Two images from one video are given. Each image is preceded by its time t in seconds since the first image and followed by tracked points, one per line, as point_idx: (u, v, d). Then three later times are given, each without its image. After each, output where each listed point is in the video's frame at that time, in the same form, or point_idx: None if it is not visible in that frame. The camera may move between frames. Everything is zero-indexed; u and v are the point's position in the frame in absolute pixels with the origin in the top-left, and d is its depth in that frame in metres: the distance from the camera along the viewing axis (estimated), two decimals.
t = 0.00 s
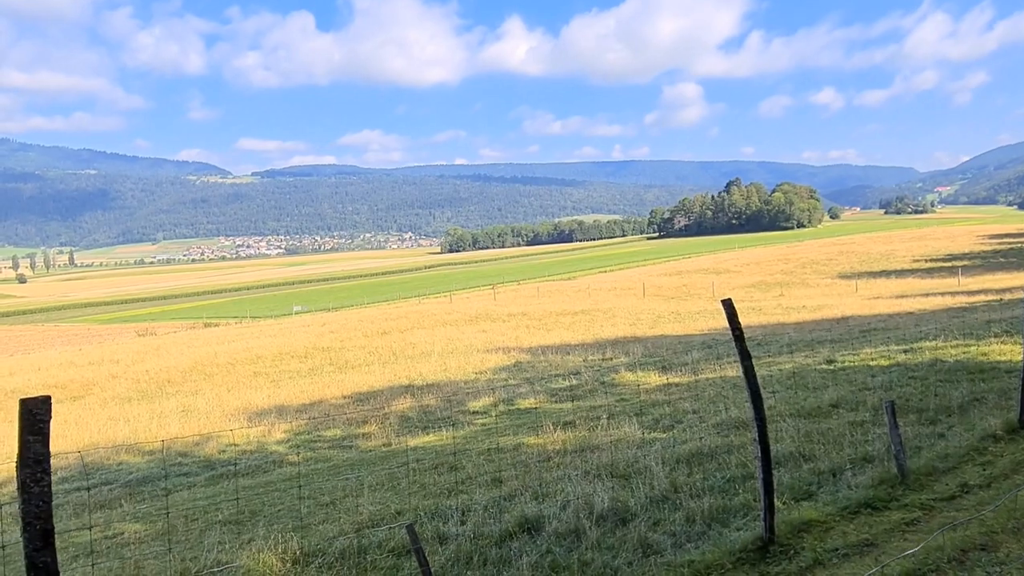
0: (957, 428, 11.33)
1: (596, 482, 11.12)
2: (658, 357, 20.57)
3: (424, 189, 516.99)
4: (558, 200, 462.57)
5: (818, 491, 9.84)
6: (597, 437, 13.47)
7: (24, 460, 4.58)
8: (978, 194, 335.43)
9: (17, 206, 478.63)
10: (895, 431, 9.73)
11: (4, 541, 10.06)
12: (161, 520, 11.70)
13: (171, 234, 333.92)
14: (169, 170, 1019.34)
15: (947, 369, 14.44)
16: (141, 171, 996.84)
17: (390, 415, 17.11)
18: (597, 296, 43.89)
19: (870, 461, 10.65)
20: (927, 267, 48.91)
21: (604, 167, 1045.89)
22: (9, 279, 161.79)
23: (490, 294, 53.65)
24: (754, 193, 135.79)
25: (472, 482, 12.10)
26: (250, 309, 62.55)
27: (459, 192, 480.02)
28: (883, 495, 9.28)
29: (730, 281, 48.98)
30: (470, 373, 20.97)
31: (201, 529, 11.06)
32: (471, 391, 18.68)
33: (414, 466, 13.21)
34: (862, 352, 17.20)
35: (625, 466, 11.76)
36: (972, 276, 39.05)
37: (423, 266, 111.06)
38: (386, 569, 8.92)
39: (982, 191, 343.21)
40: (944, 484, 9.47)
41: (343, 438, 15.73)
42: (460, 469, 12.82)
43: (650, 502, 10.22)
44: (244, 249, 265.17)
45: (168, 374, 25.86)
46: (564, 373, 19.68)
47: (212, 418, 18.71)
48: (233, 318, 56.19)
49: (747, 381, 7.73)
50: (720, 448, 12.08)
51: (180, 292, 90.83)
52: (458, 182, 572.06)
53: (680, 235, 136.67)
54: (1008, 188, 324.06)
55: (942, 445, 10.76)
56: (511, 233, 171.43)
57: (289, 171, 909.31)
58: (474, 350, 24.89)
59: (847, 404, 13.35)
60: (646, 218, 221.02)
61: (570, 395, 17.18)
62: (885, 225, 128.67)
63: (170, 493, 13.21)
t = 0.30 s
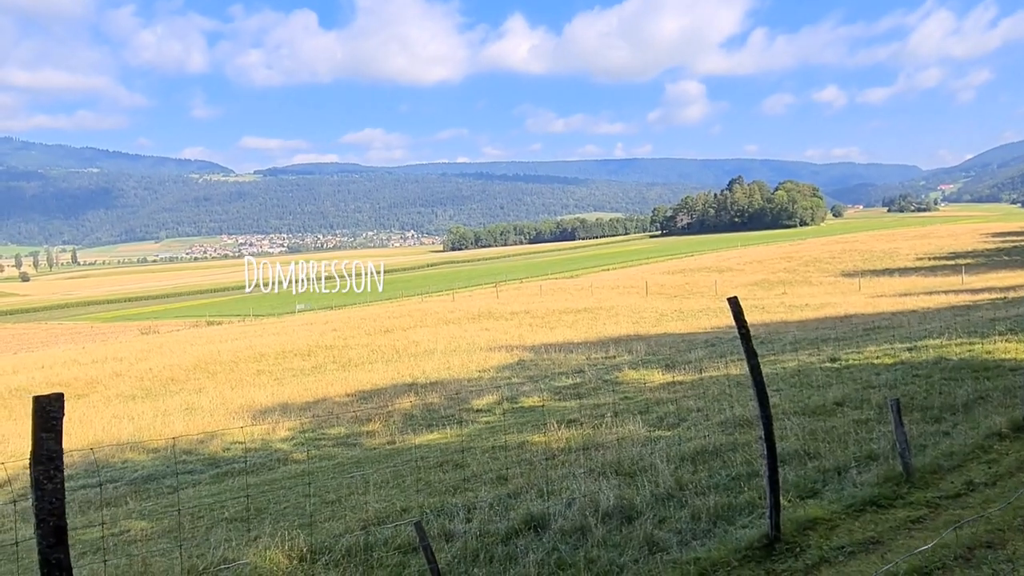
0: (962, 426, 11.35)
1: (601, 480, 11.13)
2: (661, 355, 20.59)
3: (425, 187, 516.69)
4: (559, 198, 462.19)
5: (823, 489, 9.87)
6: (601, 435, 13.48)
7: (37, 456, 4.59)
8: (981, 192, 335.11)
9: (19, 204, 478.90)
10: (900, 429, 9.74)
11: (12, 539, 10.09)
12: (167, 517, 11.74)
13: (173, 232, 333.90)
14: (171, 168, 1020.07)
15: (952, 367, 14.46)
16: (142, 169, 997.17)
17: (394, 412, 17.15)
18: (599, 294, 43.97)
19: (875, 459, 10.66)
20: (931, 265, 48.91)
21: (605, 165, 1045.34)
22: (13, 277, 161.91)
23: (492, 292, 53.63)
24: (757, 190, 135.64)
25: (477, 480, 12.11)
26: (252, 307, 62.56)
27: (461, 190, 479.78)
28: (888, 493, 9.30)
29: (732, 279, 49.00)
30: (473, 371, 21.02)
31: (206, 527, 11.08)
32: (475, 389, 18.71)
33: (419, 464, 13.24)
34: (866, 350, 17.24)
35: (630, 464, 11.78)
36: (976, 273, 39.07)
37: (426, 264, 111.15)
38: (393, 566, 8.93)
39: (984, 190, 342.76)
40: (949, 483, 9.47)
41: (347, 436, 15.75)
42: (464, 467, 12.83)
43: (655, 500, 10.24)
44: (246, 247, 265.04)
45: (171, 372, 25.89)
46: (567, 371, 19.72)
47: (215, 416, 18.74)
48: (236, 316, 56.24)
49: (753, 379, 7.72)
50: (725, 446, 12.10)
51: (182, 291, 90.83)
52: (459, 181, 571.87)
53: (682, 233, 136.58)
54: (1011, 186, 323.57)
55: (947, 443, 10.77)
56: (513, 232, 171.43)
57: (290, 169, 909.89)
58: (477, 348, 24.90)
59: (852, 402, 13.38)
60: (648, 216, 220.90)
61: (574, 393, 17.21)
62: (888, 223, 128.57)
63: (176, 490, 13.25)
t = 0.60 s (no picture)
0: (965, 424, 11.35)
1: (605, 478, 11.15)
2: (664, 353, 20.61)
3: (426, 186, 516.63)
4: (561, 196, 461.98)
5: (827, 488, 9.88)
6: (605, 434, 13.50)
7: (46, 455, 4.62)
8: (983, 190, 334.56)
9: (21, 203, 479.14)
10: (904, 428, 9.76)
11: (19, 537, 10.13)
12: (172, 515, 11.78)
13: (175, 230, 334.12)
14: (173, 166, 1020.52)
15: (956, 365, 14.46)
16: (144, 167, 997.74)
17: (397, 411, 17.17)
18: (602, 293, 43.97)
19: (879, 457, 10.67)
20: (934, 263, 48.86)
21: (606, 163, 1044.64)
22: (17, 276, 162.08)
23: (495, 291, 53.63)
24: (760, 189, 135.48)
25: (480, 478, 12.12)
26: (255, 306, 62.58)
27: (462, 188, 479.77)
28: (893, 492, 9.31)
29: (735, 278, 48.97)
30: (476, 370, 21.04)
31: (212, 525, 11.12)
32: (478, 388, 18.73)
33: (423, 463, 13.25)
34: (869, 349, 17.24)
35: (634, 462, 11.79)
36: (980, 272, 39.00)
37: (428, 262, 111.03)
38: (398, 565, 8.95)
39: (987, 188, 342.26)
40: (954, 481, 9.48)
41: (351, 434, 15.78)
42: (468, 466, 12.85)
43: (659, 498, 10.25)
44: (248, 245, 265.14)
45: (174, 370, 25.94)
46: (570, 370, 19.73)
47: (219, 415, 18.76)
48: (238, 314, 56.29)
49: (758, 378, 7.72)
50: (729, 445, 12.11)
51: (185, 289, 90.91)
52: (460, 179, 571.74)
53: (685, 232, 136.53)
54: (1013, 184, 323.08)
55: (951, 442, 10.78)
56: (515, 230, 171.29)
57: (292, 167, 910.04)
58: (479, 347, 24.92)
59: (855, 401, 13.39)
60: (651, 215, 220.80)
61: (577, 391, 17.22)
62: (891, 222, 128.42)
63: (180, 489, 13.28)
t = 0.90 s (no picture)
0: (969, 424, 11.34)
1: (608, 477, 11.17)
2: (667, 352, 20.63)
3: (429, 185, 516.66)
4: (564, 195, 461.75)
5: (830, 487, 9.88)
6: (609, 433, 13.50)
7: (54, 453, 4.62)
8: (987, 189, 333.89)
9: (25, 202, 480.06)
10: (908, 428, 9.76)
11: (25, 535, 10.17)
12: (176, 513, 11.82)
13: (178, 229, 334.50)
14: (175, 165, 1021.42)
15: (960, 365, 14.45)
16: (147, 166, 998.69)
17: (400, 410, 17.21)
18: (605, 292, 43.98)
19: (882, 457, 10.67)
20: (937, 262, 48.79)
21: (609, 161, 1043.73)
22: (20, 275, 162.24)
23: (498, 290, 53.64)
24: (763, 187, 135.31)
25: (483, 477, 12.14)
26: (258, 304, 62.69)
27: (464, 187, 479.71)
28: (896, 491, 9.30)
29: (738, 277, 48.97)
30: (479, 369, 21.07)
31: (216, 523, 11.15)
32: (481, 386, 18.76)
33: (427, 461, 13.27)
34: (873, 348, 17.23)
35: (637, 462, 11.80)
36: (983, 271, 38.93)
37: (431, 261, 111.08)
38: (402, 563, 8.96)
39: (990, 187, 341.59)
40: (957, 481, 9.49)
41: (354, 433, 15.83)
42: (471, 464, 12.87)
43: (663, 497, 10.27)
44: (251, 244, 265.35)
45: (178, 369, 26.01)
46: (573, 369, 19.74)
47: (222, 414, 18.79)
48: (242, 313, 56.40)
49: (761, 377, 7.73)
50: (732, 444, 12.12)
51: (188, 288, 90.97)
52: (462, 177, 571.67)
53: (687, 230, 136.44)
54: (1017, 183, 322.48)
55: (954, 441, 10.77)
56: (518, 229, 171.37)
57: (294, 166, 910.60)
58: (482, 346, 24.95)
59: (859, 400, 13.38)
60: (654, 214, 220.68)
61: (580, 390, 17.24)
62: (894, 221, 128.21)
63: (184, 487, 13.32)
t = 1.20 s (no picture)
0: (973, 424, 11.32)
1: (611, 476, 11.17)
2: (670, 351, 20.64)
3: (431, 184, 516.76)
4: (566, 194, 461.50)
5: (834, 487, 9.87)
6: (612, 432, 13.51)
7: (60, 452, 4.65)
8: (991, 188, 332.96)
9: (28, 200, 480.80)
10: (911, 427, 9.75)
11: (31, 534, 10.21)
12: (180, 512, 11.85)
13: (181, 227, 334.88)
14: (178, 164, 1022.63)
15: (963, 364, 14.43)
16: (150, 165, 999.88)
17: (403, 409, 17.23)
18: (607, 291, 44.00)
19: (886, 456, 10.66)
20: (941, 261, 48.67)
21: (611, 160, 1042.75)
22: (24, 274, 162.41)
23: (501, 289, 53.65)
24: (766, 186, 135.06)
25: (486, 476, 12.15)
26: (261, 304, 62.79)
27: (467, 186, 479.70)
28: (900, 491, 9.30)
29: (741, 276, 48.95)
30: (482, 368, 21.09)
31: (219, 522, 11.18)
32: (483, 385, 18.78)
33: (430, 460, 13.29)
34: (876, 347, 17.20)
35: (640, 461, 11.80)
36: (986, 271, 38.86)
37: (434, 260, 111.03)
38: (405, 561, 8.98)
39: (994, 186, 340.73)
40: (961, 480, 9.47)
41: (357, 432, 15.85)
42: (474, 463, 12.89)
43: (666, 496, 10.27)
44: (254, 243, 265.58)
45: (182, 367, 26.06)
46: (575, 368, 19.75)
47: (226, 412, 18.83)
48: (245, 312, 56.52)
49: (765, 377, 7.72)
50: (735, 443, 12.11)
51: (192, 287, 91.14)
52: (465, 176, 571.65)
53: (690, 230, 136.28)
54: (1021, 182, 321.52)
55: (958, 441, 10.75)
56: (521, 228, 171.32)
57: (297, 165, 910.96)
58: (485, 345, 24.97)
59: (862, 400, 13.36)
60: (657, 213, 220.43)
61: (583, 390, 17.24)
62: (898, 220, 127.88)
63: (188, 485, 13.35)
